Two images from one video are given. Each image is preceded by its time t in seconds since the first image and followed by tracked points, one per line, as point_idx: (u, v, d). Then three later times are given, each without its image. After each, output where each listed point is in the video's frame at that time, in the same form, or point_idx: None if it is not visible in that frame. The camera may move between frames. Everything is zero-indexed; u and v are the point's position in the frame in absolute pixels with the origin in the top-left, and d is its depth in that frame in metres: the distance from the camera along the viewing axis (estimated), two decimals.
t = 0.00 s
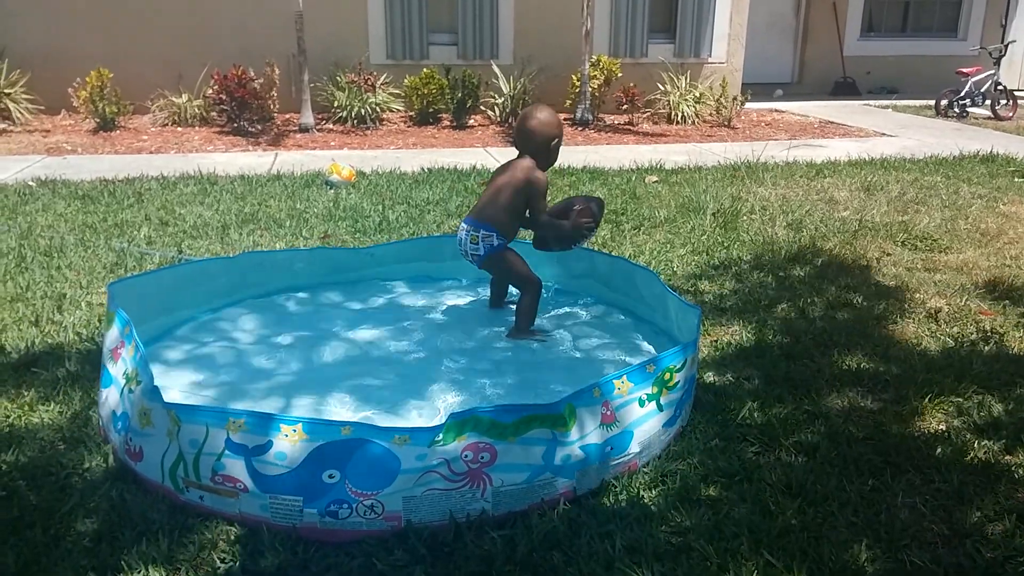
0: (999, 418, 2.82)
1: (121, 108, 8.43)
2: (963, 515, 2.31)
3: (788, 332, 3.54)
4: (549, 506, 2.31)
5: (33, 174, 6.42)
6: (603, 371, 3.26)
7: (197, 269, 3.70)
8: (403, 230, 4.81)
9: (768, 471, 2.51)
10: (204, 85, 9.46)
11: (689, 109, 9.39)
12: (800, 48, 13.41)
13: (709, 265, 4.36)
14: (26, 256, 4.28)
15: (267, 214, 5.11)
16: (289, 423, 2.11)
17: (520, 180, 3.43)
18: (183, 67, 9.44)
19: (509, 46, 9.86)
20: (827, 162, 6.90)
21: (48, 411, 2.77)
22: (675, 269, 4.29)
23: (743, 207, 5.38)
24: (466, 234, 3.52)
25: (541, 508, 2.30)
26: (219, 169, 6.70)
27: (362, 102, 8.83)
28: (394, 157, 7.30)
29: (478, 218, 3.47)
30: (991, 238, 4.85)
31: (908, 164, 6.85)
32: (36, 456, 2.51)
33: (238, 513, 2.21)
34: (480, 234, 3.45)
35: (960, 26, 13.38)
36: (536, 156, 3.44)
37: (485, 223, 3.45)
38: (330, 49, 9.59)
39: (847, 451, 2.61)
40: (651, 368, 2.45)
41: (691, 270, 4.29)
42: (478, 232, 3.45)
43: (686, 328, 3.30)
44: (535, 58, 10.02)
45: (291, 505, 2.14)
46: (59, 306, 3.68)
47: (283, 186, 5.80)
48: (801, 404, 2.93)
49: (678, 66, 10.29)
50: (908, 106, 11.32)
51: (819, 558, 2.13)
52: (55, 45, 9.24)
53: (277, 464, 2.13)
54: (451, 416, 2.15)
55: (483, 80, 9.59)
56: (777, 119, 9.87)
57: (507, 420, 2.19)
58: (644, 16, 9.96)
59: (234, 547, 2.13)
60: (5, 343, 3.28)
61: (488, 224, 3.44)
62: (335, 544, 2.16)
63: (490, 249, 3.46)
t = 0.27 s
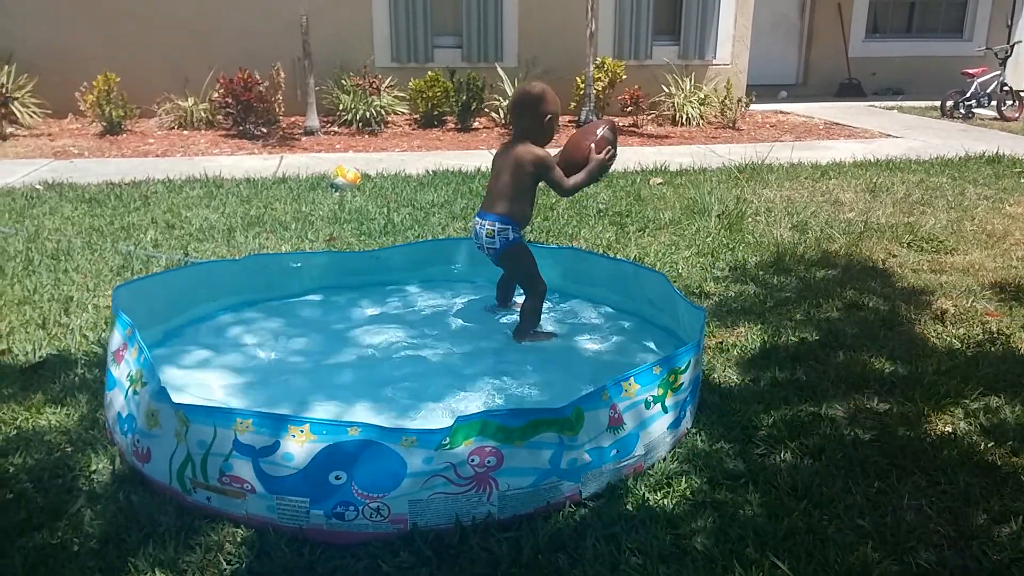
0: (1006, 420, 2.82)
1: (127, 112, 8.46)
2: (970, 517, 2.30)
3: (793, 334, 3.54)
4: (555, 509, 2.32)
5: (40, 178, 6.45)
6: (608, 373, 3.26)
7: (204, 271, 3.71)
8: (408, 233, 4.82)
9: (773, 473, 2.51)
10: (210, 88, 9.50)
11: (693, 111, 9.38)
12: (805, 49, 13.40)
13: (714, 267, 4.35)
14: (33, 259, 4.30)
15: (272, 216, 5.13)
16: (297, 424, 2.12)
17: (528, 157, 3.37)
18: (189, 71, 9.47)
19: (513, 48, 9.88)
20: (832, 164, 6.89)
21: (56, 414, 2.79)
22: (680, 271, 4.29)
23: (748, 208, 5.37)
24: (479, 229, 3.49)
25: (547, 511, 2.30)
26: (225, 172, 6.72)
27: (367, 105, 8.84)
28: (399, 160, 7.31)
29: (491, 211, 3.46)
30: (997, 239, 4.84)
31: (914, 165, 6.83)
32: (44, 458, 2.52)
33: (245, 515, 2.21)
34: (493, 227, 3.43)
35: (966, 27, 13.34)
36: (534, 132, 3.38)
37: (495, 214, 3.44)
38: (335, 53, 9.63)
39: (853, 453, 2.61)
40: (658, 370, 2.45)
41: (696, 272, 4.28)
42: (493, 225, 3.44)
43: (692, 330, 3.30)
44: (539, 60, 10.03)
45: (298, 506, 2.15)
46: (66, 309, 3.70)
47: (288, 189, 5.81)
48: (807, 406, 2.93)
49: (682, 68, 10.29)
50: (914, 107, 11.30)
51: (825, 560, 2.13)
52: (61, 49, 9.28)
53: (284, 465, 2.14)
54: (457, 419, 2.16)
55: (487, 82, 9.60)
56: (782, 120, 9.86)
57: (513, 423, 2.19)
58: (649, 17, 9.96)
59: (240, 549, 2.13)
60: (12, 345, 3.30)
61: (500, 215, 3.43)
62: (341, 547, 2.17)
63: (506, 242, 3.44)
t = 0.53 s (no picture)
0: (1014, 421, 2.81)
1: (134, 116, 8.49)
2: (978, 518, 2.29)
3: (800, 335, 3.52)
4: (563, 511, 2.31)
5: (48, 182, 6.47)
6: (615, 375, 3.26)
7: (212, 274, 3.72)
8: (415, 235, 4.82)
9: (782, 474, 2.50)
10: (216, 92, 9.53)
11: (699, 113, 9.37)
12: (810, 50, 13.37)
13: (721, 268, 4.35)
14: (40, 263, 4.31)
15: (279, 220, 5.14)
16: (306, 427, 2.12)
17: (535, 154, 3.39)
18: (195, 74, 9.50)
19: (519, 50, 9.88)
20: (839, 164, 6.87)
21: (64, 417, 2.79)
22: (686, 273, 4.28)
23: (754, 209, 5.36)
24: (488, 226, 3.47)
25: (555, 513, 2.30)
26: (231, 175, 6.74)
27: (372, 108, 8.85)
28: (405, 162, 7.32)
29: (498, 210, 3.46)
30: (1005, 240, 4.82)
31: (921, 165, 6.81)
32: (53, 462, 2.53)
33: (253, 517, 2.22)
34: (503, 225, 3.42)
35: (972, 27, 13.30)
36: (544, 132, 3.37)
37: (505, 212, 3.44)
38: (340, 56, 9.64)
39: (861, 454, 2.60)
40: (673, 374, 2.45)
41: (702, 273, 4.28)
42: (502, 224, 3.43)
43: (700, 333, 3.30)
44: (545, 62, 10.03)
45: (306, 509, 2.15)
46: (74, 313, 3.71)
47: (295, 192, 5.82)
48: (814, 407, 2.92)
49: (688, 70, 10.28)
50: (920, 108, 11.26)
51: (833, 561, 2.12)
52: (68, 54, 9.32)
53: (293, 467, 2.14)
54: (467, 421, 2.15)
55: (493, 85, 9.61)
56: (788, 121, 9.85)
57: (521, 425, 2.19)
58: (654, 19, 9.96)
59: (249, 551, 2.14)
60: (21, 349, 3.31)
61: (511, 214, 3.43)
62: (349, 549, 2.17)
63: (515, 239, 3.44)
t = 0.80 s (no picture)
0: (1018, 422, 2.79)
1: (137, 113, 8.48)
2: (980, 518, 2.28)
3: (805, 336, 3.51)
4: (566, 510, 2.30)
5: (51, 179, 6.47)
6: (617, 375, 3.25)
7: (214, 273, 3.71)
8: (418, 234, 4.81)
9: (785, 475, 2.49)
10: (220, 90, 9.53)
11: (704, 113, 9.36)
12: (815, 51, 13.35)
13: (725, 269, 4.33)
14: (42, 261, 4.31)
15: (282, 218, 5.13)
16: (308, 427, 2.11)
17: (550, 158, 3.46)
18: (199, 72, 9.50)
19: (524, 50, 9.87)
20: (843, 166, 6.86)
21: (65, 415, 2.79)
22: (690, 273, 4.27)
23: (759, 211, 5.35)
24: (500, 219, 3.55)
25: (558, 512, 2.29)
26: (235, 173, 6.73)
27: (378, 107, 8.84)
28: (410, 161, 7.31)
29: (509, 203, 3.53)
30: (1011, 242, 4.81)
31: (926, 167, 6.79)
32: (54, 459, 2.52)
33: (255, 516, 2.21)
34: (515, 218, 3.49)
35: (978, 29, 13.28)
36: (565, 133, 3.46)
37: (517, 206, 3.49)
38: (346, 54, 9.63)
39: (864, 455, 2.58)
40: (680, 375, 2.44)
41: (707, 274, 4.27)
42: (513, 216, 3.50)
43: (704, 333, 3.28)
44: (549, 62, 10.02)
45: (308, 508, 2.14)
46: (75, 310, 3.70)
47: (299, 191, 5.81)
48: (818, 408, 2.90)
49: (693, 70, 10.27)
50: (925, 110, 11.25)
51: (835, 561, 2.11)
52: (72, 51, 9.32)
53: (295, 467, 2.13)
54: (469, 420, 2.14)
55: (498, 84, 9.60)
56: (793, 122, 9.83)
57: (524, 425, 2.18)
58: (660, 19, 9.94)
59: (250, 550, 2.13)
60: (22, 347, 3.31)
61: (522, 207, 3.49)
62: (351, 548, 2.16)
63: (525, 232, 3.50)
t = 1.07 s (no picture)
0: (1019, 419, 2.79)
1: (139, 111, 8.49)
2: (982, 515, 2.28)
3: (806, 333, 3.51)
4: (567, 507, 2.31)
5: (52, 177, 6.48)
6: (618, 372, 3.25)
7: (213, 270, 3.71)
8: (419, 231, 4.82)
9: (785, 472, 2.49)
10: (221, 87, 9.53)
11: (705, 110, 9.35)
12: (816, 48, 13.33)
13: (726, 266, 4.33)
14: (45, 258, 4.32)
15: (283, 215, 5.14)
16: (308, 425, 2.11)
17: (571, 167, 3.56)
18: (200, 69, 9.50)
19: (525, 47, 9.86)
20: (844, 162, 6.85)
21: (67, 412, 2.80)
22: (691, 270, 4.27)
23: (760, 207, 5.34)
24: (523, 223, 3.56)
25: (559, 509, 2.30)
26: (236, 171, 6.74)
27: (378, 104, 8.84)
28: (410, 159, 7.31)
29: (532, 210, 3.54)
30: (1011, 238, 4.81)
31: (927, 164, 6.79)
32: (56, 456, 2.53)
33: (257, 513, 2.21)
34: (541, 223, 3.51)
35: (979, 25, 13.25)
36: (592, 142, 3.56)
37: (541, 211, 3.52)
38: (346, 51, 9.63)
39: (865, 452, 2.59)
40: (677, 370, 2.44)
41: (708, 271, 4.27)
42: (537, 223, 3.52)
43: (704, 330, 3.28)
44: (550, 59, 10.02)
45: (309, 505, 2.15)
46: (78, 307, 3.71)
47: (300, 188, 5.82)
48: (819, 404, 2.91)
49: (694, 67, 10.26)
50: (926, 106, 11.23)
51: (837, 559, 2.11)
52: (73, 48, 9.32)
53: (295, 464, 2.14)
54: (469, 418, 2.15)
55: (498, 81, 9.59)
56: (794, 119, 9.82)
57: (524, 422, 2.18)
58: (661, 15, 9.93)
59: (252, 547, 2.13)
60: (24, 344, 3.31)
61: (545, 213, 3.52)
62: (353, 544, 2.17)
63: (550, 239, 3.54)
